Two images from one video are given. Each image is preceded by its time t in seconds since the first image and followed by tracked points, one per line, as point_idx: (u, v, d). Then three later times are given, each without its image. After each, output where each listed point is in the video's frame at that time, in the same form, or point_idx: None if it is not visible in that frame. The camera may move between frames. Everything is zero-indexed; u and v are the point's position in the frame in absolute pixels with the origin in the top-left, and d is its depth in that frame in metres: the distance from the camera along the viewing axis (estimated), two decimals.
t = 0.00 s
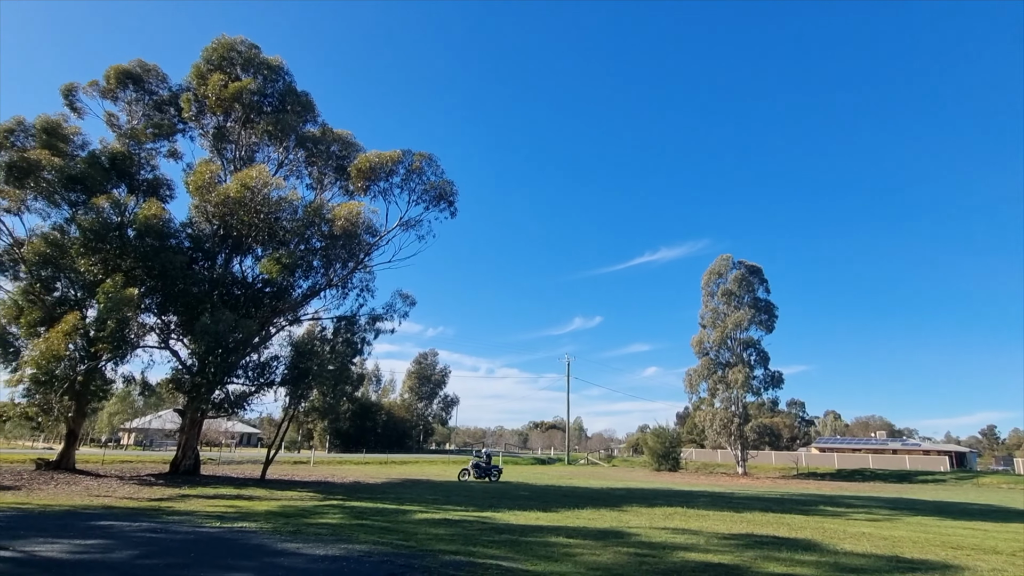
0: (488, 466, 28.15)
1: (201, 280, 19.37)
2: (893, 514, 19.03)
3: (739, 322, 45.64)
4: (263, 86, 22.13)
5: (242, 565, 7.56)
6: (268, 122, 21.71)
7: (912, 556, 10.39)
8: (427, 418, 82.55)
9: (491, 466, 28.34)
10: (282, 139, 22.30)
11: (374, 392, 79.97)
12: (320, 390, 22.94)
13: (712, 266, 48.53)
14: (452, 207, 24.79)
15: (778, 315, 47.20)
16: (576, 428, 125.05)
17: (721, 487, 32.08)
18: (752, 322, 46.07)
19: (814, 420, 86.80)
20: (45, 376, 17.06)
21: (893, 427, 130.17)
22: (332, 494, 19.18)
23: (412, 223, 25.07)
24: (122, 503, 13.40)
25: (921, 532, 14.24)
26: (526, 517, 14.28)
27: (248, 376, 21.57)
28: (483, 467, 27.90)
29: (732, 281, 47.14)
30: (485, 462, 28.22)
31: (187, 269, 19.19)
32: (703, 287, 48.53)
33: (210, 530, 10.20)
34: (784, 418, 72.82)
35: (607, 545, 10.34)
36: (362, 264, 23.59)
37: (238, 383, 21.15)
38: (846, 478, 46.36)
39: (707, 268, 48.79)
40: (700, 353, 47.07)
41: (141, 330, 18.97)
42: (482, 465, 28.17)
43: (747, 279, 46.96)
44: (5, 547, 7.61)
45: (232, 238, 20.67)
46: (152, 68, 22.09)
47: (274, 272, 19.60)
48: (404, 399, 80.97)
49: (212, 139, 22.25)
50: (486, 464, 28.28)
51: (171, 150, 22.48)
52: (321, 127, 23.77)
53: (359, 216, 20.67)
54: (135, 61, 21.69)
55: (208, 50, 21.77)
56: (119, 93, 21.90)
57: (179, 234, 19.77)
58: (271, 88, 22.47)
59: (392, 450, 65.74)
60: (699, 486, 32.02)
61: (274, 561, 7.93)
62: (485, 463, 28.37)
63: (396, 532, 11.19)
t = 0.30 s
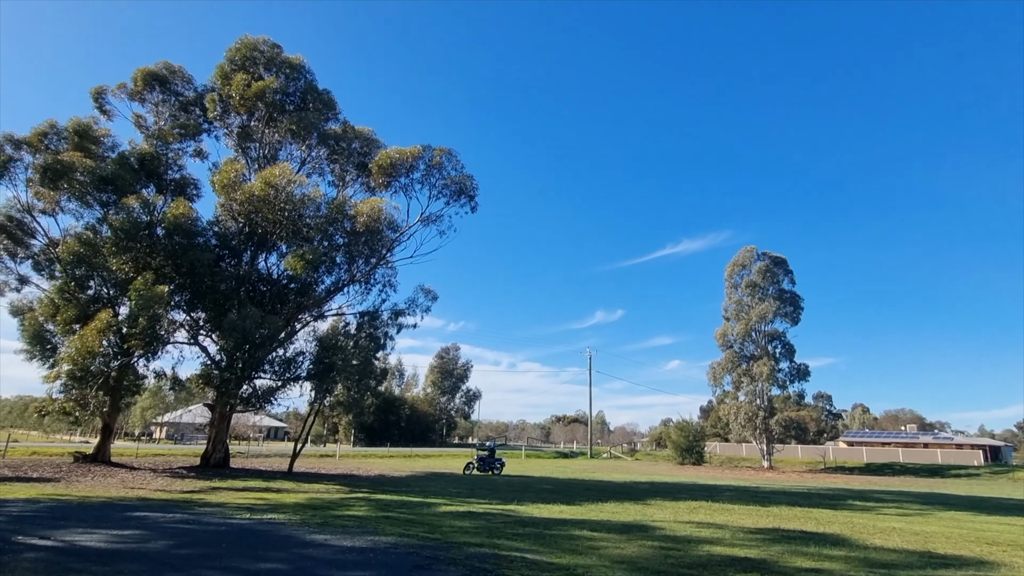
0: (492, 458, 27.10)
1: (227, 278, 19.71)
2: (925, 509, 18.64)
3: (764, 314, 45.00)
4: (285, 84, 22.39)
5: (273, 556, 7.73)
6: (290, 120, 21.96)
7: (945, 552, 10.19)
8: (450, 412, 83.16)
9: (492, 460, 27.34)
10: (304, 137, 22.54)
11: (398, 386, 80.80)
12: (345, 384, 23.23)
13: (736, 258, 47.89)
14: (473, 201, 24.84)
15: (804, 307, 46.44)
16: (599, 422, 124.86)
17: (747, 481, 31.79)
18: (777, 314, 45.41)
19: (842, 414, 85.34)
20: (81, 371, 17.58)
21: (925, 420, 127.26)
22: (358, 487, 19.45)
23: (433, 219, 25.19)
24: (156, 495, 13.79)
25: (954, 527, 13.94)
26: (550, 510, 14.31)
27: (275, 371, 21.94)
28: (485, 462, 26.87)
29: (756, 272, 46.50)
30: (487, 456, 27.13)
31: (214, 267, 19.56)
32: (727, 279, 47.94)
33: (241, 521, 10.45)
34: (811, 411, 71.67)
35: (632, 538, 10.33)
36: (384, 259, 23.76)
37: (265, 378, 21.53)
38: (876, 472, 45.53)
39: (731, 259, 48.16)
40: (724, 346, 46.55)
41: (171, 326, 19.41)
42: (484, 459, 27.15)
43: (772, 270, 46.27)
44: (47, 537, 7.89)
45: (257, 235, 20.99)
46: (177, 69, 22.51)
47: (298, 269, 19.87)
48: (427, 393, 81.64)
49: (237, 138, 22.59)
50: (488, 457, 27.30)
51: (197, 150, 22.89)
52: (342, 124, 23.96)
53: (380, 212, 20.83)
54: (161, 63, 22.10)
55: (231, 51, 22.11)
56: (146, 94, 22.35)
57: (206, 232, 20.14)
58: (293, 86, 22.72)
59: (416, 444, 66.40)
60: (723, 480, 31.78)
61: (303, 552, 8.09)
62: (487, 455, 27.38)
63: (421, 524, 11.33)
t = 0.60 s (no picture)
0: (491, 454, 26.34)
1: (247, 275, 19.95)
2: (949, 503, 18.40)
3: (782, 307, 44.51)
4: (301, 82, 22.57)
5: (296, 548, 7.86)
6: (306, 118, 22.12)
7: (970, 547, 10.06)
8: (467, 407, 83.55)
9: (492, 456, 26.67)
10: (320, 134, 22.69)
11: (415, 381, 81.34)
12: (362, 380, 23.43)
13: (753, 250, 47.37)
14: (488, 196, 24.87)
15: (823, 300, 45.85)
16: (615, 416, 124.64)
17: (766, 475, 31.56)
18: (796, 307, 44.90)
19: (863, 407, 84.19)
20: (106, 368, 17.95)
21: (949, 414, 125.19)
22: (377, 481, 19.65)
23: (448, 214, 25.27)
24: (180, 489, 14.06)
25: (979, 522, 13.73)
26: (567, 504, 14.34)
27: (294, 367, 22.20)
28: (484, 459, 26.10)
29: (774, 264, 46.01)
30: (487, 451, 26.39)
31: (233, 264, 19.81)
32: (744, 272, 47.47)
33: (263, 514, 10.62)
34: (831, 405, 70.82)
35: (650, 532, 10.32)
36: (400, 255, 23.87)
37: (284, 373, 21.80)
38: (898, 467, 44.93)
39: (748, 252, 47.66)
40: (742, 339, 46.15)
41: (193, 323, 19.72)
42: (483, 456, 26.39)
43: (790, 262, 45.74)
44: (78, 529, 8.10)
45: (274, 232, 21.22)
46: (195, 69, 22.79)
47: (315, 265, 20.05)
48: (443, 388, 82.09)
49: (254, 137, 22.80)
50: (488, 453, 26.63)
51: (216, 148, 23.17)
52: (357, 121, 24.08)
53: (396, 209, 20.93)
54: (179, 63, 22.39)
55: (247, 50, 22.33)
56: (165, 95, 22.66)
57: (225, 230, 20.41)
58: (308, 84, 22.89)
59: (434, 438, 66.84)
60: (742, 474, 31.57)
61: (325, 545, 8.21)
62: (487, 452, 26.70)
63: (440, 518, 11.42)
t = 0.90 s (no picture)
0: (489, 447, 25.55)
1: (257, 273, 20.09)
2: (962, 499, 18.27)
3: (793, 302, 44.22)
4: (309, 81, 22.66)
5: (308, 544, 7.93)
6: (315, 116, 22.19)
7: (984, 543, 9.98)
8: (476, 404, 83.79)
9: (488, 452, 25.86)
10: (329, 132, 22.76)
11: (424, 378, 81.66)
12: (372, 376, 23.56)
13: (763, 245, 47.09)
14: (496, 193, 24.86)
15: (834, 294, 45.49)
16: (625, 412, 124.57)
17: (777, 471, 31.46)
18: (807, 302, 44.61)
19: (873, 403, 83.80)
20: (120, 366, 18.14)
21: (962, 409, 124.04)
22: (387, 477, 19.78)
23: (456, 211, 25.29)
24: (194, 485, 14.21)
25: (993, 518, 13.62)
26: (578, 500, 14.37)
27: (305, 364, 22.34)
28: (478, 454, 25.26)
29: (784, 259, 45.71)
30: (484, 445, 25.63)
31: (244, 263, 19.94)
32: (754, 267, 47.18)
33: (276, 510, 10.72)
34: (842, 400, 70.36)
35: (661, 528, 10.31)
36: (409, 253, 23.92)
37: (295, 370, 21.93)
38: (911, 462, 44.60)
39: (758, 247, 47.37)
40: (752, 334, 45.90)
41: (204, 321, 19.88)
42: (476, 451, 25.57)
43: (800, 257, 45.41)
44: (94, 524, 8.22)
45: (284, 231, 21.34)
46: (204, 69, 22.93)
47: (325, 263, 20.15)
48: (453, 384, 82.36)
49: (263, 135, 22.91)
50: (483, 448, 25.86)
51: (226, 148, 23.31)
52: (365, 119, 24.12)
53: (404, 206, 20.97)
54: (188, 63, 22.54)
55: (256, 49, 22.45)
56: (175, 94, 22.83)
57: (235, 228, 20.56)
58: (317, 83, 22.97)
59: (443, 435, 67.12)
60: (752, 470, 31.47)
61: (338, 540, 8.28)
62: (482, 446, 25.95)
63: (451, 514, 11.47)
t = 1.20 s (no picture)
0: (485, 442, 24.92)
1: (268, 273, 20.21)
2: (977, 498, 18.11)
3: (804, 300, 43.91)
4: (319, 81, 22.78)
5: (321, 541, 7.98)
6: (325, 116, 22.29)
7: (999, 543, 9.88)
8: (486, 402, 83.95)
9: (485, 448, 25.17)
10: (338, 132, 22.85)
11: (434, 377, 81.93)
12: (382, 375, 23.66)
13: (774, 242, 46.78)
14: (505, 191, 24.86)
15: (846, 292, 45.10)
16: (635, 410, 124.38)
17: (789, 469, 31.27)
18: (818, 299, 44.28)
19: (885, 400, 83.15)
20: (134, 365, 18.35)
21: (976, 407, 122.68)
22: (398, 475, 19.88)
23: (465, 210, 25.31)
24: (207, 483, 14.36)
25: (1008, 517, 13.48)
26: (588, 498, 14.37)
27: (315, 363, 22.47)
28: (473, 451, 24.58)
29: (795, 257, 45.39)
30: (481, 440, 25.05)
31: (255, 263, 20.07)
32: (765, 264, 46.89)
33: (289, 507, 10.81)
34: (854, 399, 69.78)
35: (671, 526, 10.29)
36: (419, 252, 23.96)
37: (306, 369, 22.07)
38: (925, 461, 44.18)
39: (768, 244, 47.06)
40: (762, 332, 45.63)
41: (216, 320, 20.04)
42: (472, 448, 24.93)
43: (811, 254, 45.06)
44: (110, 522, 8.33)
45: (295, 230, 21.46)
46: (215, 70, 23.10)
47: (335, 262, 20.26)
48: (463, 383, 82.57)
49: (273, 136, 23.06)
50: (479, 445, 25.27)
51: (237, 148, 23.48)
52: (375, 119, 24.19)
53: (414, 206, 21.02)
54: (200, 64, 22.73)
55: (266, 50, 22.60)
56: (186, 96, 23.03)
57: (246, 228, 20.71)
58: (326, 83, 23.08)
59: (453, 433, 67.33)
60: (763, 468, 31.31)
61: (349, 538, 8.34)
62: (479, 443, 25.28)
63: (461, 512, 11.51)
